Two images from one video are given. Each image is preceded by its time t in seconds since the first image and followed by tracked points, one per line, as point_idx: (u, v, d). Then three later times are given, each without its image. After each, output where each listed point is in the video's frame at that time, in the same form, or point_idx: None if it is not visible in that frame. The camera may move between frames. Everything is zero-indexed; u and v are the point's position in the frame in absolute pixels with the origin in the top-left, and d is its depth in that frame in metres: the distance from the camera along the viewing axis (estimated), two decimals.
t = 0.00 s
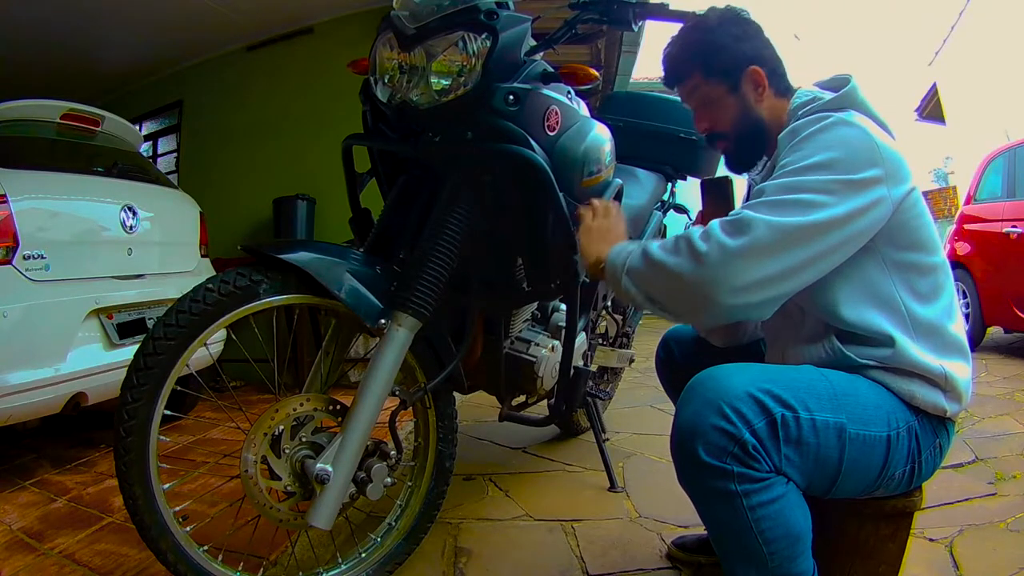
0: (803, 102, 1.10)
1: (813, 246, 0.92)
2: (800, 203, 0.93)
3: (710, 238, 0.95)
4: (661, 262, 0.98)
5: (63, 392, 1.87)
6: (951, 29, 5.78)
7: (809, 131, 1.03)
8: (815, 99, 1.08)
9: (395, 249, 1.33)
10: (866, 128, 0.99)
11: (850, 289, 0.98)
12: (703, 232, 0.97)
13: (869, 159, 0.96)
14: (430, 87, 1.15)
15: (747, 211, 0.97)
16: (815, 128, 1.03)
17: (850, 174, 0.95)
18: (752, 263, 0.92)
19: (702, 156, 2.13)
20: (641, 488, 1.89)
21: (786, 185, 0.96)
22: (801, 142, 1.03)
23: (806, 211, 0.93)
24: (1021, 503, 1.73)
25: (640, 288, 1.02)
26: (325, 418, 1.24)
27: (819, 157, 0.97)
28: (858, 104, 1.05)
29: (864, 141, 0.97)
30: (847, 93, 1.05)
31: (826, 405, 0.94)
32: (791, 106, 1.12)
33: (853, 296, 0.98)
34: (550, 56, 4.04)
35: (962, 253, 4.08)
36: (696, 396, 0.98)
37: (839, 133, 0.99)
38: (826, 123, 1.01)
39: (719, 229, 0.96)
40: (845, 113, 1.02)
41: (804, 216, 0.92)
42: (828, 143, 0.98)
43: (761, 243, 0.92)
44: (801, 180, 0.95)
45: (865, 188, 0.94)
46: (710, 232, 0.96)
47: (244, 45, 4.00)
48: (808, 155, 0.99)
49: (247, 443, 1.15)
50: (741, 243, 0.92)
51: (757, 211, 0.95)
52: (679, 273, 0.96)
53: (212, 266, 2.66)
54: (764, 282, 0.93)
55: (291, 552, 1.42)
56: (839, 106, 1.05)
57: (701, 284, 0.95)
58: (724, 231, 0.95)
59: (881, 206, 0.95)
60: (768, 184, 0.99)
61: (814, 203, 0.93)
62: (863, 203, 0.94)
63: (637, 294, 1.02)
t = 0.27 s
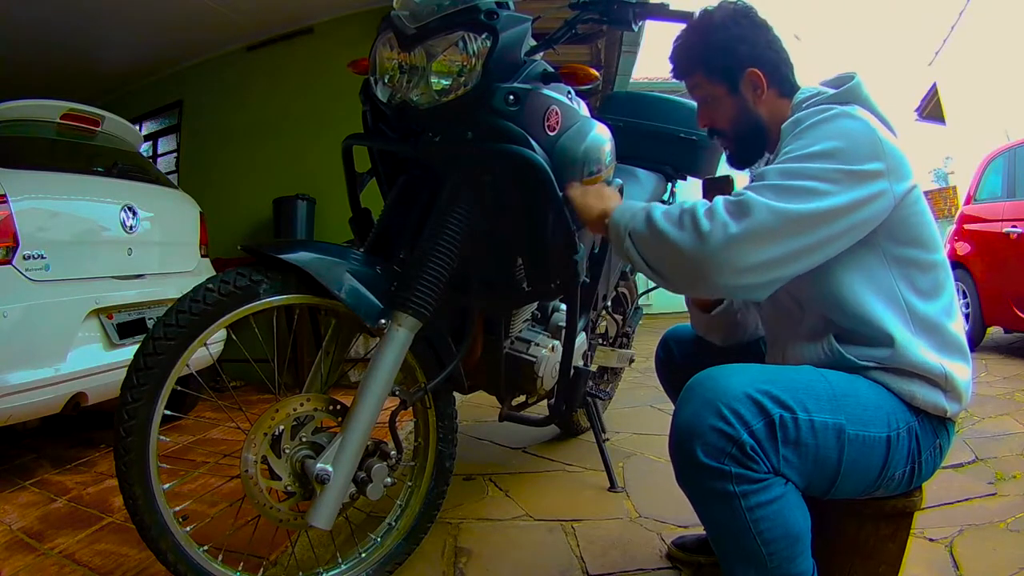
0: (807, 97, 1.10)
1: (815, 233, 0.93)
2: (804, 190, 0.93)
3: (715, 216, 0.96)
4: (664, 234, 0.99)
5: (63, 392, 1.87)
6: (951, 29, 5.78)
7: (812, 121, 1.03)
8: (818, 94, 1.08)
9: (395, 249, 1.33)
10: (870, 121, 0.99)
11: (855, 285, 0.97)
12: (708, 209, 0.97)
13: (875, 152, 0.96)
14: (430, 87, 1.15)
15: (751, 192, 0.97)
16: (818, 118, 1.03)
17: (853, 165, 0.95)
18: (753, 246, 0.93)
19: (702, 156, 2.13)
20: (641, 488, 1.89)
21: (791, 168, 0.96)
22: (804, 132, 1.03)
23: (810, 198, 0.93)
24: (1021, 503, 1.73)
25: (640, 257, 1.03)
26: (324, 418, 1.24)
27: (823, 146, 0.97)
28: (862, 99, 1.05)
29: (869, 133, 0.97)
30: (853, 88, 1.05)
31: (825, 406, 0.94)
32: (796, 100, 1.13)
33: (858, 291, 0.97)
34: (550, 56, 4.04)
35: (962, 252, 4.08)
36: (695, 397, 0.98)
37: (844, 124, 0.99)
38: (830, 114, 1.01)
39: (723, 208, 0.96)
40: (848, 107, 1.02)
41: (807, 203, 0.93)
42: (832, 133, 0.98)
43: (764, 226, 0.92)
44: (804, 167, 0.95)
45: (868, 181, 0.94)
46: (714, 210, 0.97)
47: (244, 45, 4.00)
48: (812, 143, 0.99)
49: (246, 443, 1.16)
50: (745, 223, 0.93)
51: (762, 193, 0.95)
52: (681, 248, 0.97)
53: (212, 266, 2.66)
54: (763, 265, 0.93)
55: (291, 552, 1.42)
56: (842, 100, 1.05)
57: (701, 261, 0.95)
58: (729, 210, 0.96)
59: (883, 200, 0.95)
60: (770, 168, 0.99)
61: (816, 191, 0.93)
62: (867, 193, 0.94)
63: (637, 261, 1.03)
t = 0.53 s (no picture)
0: (807, 96, 1.10)
1: (815, 229, 0.93)
2: (805, 186, 0.93)
3: (716, 211, 0.96)
4: (664, 228, 0.99)
5: (63, 392, 1.87)
6: (951, 29, 5.78)
7: (812, 119, 1.03)
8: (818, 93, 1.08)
9: (395, 249, 1.33)
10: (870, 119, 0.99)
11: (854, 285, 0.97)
12: (709, 204, 0.97)
13: (875, 149, 0.96)
14: (430, 87, 1.15)
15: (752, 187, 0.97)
16: (818, 116, 1.03)
17: (853, 162, 0.95)
18: (753, 242, 0.93)
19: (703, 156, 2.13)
20: (641, 487, 1.89)
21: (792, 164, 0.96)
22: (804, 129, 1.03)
23: (810, 194, 0.93)
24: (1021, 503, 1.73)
25: (640, 251, 1.03)
26: (324, 418, 1.24)
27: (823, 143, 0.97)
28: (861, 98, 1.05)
29: (870, 130, 0.97)
30: (853, 86, 1.05)
31: (825, 405, 0.94)
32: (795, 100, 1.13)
33: (858, 290, 0.97)
34: (550, 56, 4.04)
35: (962, 252, 4.09)
36: (695, 396, 0.98)
37: (844, 121, 0.99)
38: (831, 111, 1.01)
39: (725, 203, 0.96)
40: (848, 106, 1.02)
41: (808, 199, 0.93)
42: (832, 131, 0.98)
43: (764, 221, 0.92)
44: (805, 163, 0.95)
45: (868, 178, 0.94)
46: (715, 204, 0.97)
47: (244, 45, 4.00)
48: (812, 140, 0.99)
49: (246, 443, 1.16)
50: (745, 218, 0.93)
51: (763, 188, 0.95)
52: (681, 242, 0.97)
53: (212, 266, 2.66)
54: (763, 260, 0.93)
55: (291, 552, 1.42)
56: (841, 99, 1.05)
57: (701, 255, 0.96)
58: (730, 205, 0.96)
59: (883, 197, 0.95)
60: (771, 165, 0.99)
61: (817, 187, 0.93)
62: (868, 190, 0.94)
63: (637, 255, 1.03)
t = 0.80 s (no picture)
0: (806, 96, 1.10)
1: (815, 236, 0.93)
2: (804, 192, 0.93)
3: (716, 220, 0.96)
4: (665, 238, 0.99)
5: (63, 391, 1.87)
6: (951, 29, 5.78)
7: (811, 121, 1.03)
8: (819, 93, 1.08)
9: (395, 249, 1.33)
10: (868, 121, 0.99)
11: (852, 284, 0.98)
12: (710, 213, 0.97)
13: (874, 153, 0.96)
14: (430, 87, 1.16)
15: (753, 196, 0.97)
16: (816, 118, 1.03)
17: (853, 164, 0.95)
18: (754, 251, 0.93)
19: (703, 156, 2.13)
20: (641, 487, 1.89)
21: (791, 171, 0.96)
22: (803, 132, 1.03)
23: (810, 200, 0.93)
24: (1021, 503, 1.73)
25: (642, 260, 1.03)
26: (324, 418, 1.24)
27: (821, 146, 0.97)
28: (860, 98, 1.05)
29: (868, 133, 0.97)
30: (852, 86, 1.04)
31: (824, 405, 0.94)
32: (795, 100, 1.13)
33: (856, 291, 0.97)
34: (550, 56, 4.04)
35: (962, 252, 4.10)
36: (694, 396, 0.98)
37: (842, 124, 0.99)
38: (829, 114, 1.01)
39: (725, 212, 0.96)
40: (847, 106, 1.02)
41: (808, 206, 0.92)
42: (831, 134, 0.98)
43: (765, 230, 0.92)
44: (805, 168, 0.95)
45: (867, 180, 0.94)
46: (715, 213, 0.97)
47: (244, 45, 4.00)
48: (810, 144, 0.99)
49: (246, 443, 1.16)
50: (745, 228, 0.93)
51: (763, 197, 0.95)
52: (682, 252, 0.97)
53: (212, 266, 2.66)
54: (764, 270, 0.93)
55: (291, 552, 1.42)
56: (840, 100, 1.05)
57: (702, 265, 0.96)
58: (730, 214, 0.96)
59: (883, 199, 0.95)
60: (771, 170, 0.99)
61: (816, 193, 0.93)
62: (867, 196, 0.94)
63: (638, 264, 1.04)
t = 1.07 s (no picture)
0: (803, 97, 1.10)
1: (813, 244, 0.93)
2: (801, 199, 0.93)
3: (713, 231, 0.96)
4: (662, 248, 0.99)
5: (63, 391, 1.87)
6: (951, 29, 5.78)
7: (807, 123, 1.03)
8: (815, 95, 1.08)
9: (395, 249, 1.33)
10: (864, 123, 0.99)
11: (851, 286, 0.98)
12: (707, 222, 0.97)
13: (871, 157, 0.95)
14: (430, 87, 1.16)
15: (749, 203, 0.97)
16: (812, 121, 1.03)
17: (851, 168, 0.95)
18: (753, 261, 0.93)
19: (703, 156, 2.13)
20: (641, 487, 1.89)
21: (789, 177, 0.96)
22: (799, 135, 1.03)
23: (808, 207, 0.93)
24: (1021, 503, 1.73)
25: (642, 269, 1.04)
26: (325, 418, 1.24)
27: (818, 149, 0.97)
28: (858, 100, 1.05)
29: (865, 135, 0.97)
30: (849, 87, 1.04)
31: (824, 405, 0.94)
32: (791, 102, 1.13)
33: (852, 292, 0.97)
34: (550, 56, 4.04)
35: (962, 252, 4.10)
36: (694, 396, 0.98)
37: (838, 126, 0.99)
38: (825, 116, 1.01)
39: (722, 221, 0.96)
40: (845, 109, 1.02)
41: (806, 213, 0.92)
42: (825, 137, 0.98)
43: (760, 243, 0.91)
44: (802, 174, 0.95)
45: (864, 183, 0.94)
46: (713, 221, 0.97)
47: (244, 45, 4.00)
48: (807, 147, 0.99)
49: (247, 443, 1.16)
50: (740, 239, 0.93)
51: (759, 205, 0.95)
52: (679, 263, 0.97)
53: (212, 266, 2.66)
54: (763, 279, 0.94)
55: (291, 552, 1.42)
56: (837, 102, 1.05)
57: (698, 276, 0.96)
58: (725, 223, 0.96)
59: (881, 202, 0.95)
60: (769, 176, 0.98)
61: (813, 200, 0.93)
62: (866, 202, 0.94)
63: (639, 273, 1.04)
